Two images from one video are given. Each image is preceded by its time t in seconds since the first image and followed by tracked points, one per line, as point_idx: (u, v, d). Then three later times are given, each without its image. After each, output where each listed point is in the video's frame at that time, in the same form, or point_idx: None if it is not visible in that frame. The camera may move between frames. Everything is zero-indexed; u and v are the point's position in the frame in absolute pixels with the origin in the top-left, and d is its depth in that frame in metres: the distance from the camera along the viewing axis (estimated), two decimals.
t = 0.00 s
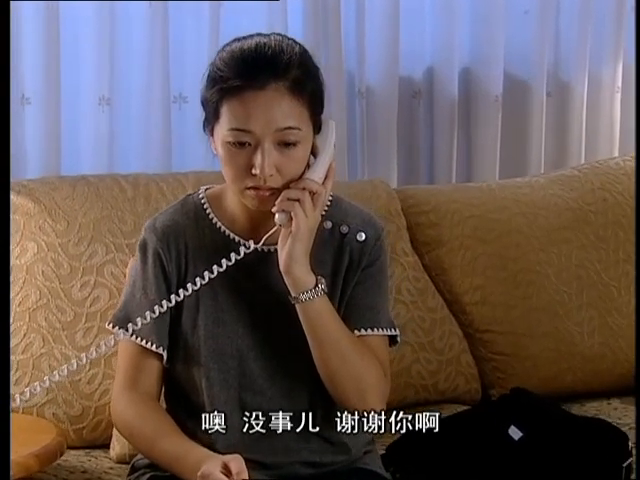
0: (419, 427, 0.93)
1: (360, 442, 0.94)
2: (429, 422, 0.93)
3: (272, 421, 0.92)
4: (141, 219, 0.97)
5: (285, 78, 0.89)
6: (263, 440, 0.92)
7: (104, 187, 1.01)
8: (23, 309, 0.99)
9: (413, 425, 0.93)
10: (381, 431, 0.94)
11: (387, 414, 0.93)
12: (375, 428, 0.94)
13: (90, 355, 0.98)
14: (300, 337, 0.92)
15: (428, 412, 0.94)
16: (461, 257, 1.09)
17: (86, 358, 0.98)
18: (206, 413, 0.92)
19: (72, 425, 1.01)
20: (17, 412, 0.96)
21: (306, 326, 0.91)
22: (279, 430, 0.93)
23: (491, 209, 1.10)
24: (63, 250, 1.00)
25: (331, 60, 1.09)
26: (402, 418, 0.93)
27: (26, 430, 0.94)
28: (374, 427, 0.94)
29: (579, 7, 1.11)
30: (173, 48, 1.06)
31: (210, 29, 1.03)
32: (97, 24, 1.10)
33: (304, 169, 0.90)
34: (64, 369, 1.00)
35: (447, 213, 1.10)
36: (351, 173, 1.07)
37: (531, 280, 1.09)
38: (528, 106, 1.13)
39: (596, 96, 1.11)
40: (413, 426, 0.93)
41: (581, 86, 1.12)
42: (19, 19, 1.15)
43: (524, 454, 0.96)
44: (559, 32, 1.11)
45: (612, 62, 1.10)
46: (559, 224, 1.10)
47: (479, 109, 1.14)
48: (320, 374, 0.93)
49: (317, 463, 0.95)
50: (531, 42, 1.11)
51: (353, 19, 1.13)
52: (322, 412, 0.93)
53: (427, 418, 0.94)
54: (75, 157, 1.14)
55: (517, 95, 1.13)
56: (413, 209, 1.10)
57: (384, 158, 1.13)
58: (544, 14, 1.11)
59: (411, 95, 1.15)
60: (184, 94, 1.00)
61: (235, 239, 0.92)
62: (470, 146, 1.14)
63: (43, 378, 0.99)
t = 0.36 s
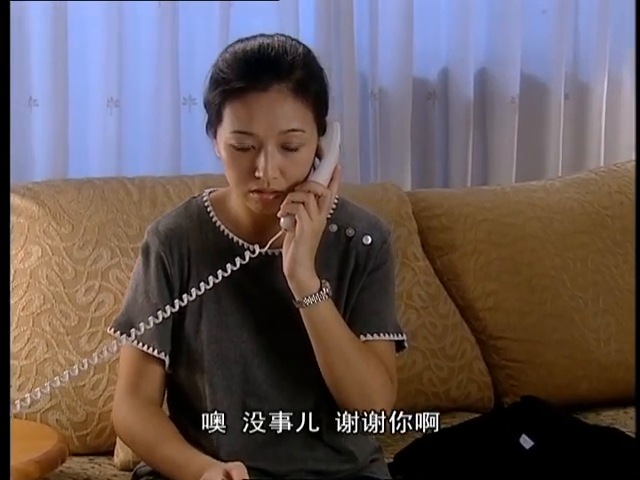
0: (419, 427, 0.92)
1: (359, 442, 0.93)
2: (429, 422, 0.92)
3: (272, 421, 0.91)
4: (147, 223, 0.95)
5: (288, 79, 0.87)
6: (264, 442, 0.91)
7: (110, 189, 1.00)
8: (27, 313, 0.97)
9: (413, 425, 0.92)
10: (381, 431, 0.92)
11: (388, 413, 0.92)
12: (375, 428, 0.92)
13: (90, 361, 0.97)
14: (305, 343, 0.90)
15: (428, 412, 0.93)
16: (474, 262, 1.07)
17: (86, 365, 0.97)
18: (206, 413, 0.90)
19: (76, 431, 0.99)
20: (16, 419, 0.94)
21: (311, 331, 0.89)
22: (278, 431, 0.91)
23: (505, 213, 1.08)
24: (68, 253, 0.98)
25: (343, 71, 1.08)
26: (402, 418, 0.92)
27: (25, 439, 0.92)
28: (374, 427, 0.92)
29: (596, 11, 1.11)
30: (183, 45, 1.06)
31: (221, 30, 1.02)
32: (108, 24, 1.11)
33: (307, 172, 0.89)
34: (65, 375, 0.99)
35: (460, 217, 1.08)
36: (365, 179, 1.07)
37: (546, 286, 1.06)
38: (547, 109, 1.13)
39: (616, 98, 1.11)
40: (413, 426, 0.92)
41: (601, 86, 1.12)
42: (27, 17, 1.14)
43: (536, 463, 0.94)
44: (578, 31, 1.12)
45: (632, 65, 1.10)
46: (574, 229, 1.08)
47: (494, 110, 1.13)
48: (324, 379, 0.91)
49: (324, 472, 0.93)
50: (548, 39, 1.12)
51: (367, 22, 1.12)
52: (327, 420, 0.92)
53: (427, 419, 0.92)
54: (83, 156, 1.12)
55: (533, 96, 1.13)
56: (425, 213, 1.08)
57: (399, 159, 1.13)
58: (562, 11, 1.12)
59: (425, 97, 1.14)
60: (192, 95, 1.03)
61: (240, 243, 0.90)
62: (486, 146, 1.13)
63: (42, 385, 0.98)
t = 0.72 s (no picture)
0: (419, 427, 0.89)
1: (360, 446, 0.90)
2: (429, 422, 0.89)
3: (272, 421, 0.88)
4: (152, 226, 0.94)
5: (291, 81, 0.85)
6: (265, 443, 0.89)
7: (115, 193, 0.99)
8: (31, 318, 0.95)
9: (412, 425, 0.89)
10: (381, 431, 0.89)
11: (388, 413, 0.89)
12: (375, 428, 0.89)
13: (89, 366, 0.96)
14: (309, 347, 0.89)
15: (428, 411, 0.90)
16: (485, 266, 1.05)
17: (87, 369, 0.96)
18: (206, 413, 0.89)
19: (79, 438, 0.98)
20: (17, 425, 0.93)
21: (315, 338, 0.88)
22: (278, 431, 0.89)
23: (518, 217, 1.06)
24: (72, 257, 0.97)
25: (355, 75, 1.08)
26: (402, 418, 0.89)
27: (27, 444, 0.92)
28: (374, 427, 0.89)
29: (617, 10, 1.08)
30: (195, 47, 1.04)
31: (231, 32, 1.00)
32: (117, 26, 1.09)
33: (312, 176, 0.87)
34: (62, 380, 0.97)
35: (471, 221, 1.06)
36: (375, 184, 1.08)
37: (560, 291, 1.04)
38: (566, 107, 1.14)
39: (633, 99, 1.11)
40: (413, 426, 0.89)
41: (620, 88, 1.12)
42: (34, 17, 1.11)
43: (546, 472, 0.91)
44: (597, 30, 1.10)
45: None
46: (589, 234, 1.05)
47: (511, 112, 1.14)
48: (327, 384, 0.89)
49: None
50: (568, 39, 1.12)
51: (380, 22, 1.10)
52: (332, 429, 0.89)
53: (427, 418, 0.90)
54: (92, 157, 1.11)
55: (551, 95, 1.14)
56: (438, 217, 1.06)
57: (411, 159, 1.11)
58: (579, 12, 1.10)
59: (440, 99, 1.13)
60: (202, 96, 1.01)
61: (243, 247, 0.89)
62: (501, 149, 1.13)
63: (42, 390, 0.96)
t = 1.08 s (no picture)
0: (419, 427, 0.88)
1: (365, 454, 0.88)
2: (429, 422, 0.88)
3: (272, 421, 0.87)
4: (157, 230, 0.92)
5: (294, 82, 0.84)
6: (264, 443, 0.88)
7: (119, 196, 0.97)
8: (32, 324, 0.94)
9: (412, 424, 0.88)
10: (381, 431, 0.88)
11: (388, 413, 0.88)
12: (375, 428, 0.88)
13: (89, 371, 0.95)
14: (312, 353, 0.87)
15: (427, 411, 0.89)
16: (497, 272, 1.03)
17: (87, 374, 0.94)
18: (206, 413, 0.88)
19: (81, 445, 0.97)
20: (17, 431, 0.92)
21: (318, 343, 0.87)
22: (278, 431, 0.87)
23: (530, 222, 1.04)
24: (74, 262, 0.95)
25: (366, 76, 1.03)
26: (402, 418, 0.88)
27: (27, 452, 0.91)
28: (374, 427, 0.88)
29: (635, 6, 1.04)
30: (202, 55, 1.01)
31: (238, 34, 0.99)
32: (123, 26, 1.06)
33: (315, 179, 0.86)
34: (62, 386, 0.95)
35: (482, 226, 1.04)
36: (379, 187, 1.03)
37: (573, 298, 1.02)
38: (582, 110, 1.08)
39: None
40: (413, 426, 0.88)
41: None
42: (39, 17, 1.09)
43: None
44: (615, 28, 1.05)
45: None
46: (603, 238, 1.03)
47: (526, 113, 1.08)
48: (330, 389, 0.88)
49: None
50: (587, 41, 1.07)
51: (391, 20, 1.06)
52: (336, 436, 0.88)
53: (427, 418, 0.88)
54: (98, 160, 1.10)
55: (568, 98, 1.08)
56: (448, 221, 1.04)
57: (424, 160, 1.07)
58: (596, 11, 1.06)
59: (453, 101, 1.08)
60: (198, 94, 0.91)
61: (245, 252, 0.87)
62: (516, 150, 1.08)
63: (41, 396, 0.95)
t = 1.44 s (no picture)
0: (419, 427, 0.86)
1: (369, 462, 0.87)
2: (429, 422, 0.86)
3: (272, 421, 0.85)
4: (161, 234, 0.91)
5: (301, 83, 0.82)
6: (265, 443, 0.85)
7: (122, 200, 0.95)
8: (34, 329, 0.93)
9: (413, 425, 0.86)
10: (381, 431, 0.86)
11: (388, 413, 0.86)
12: (375, 428, 0.86)
13: (89, 376, 0.93)
14: (316, 357, 0.85)
15: (428, 411, 0.86)
16: (508, 278, 1.01)
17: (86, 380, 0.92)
18: (206, 412, 0.85)
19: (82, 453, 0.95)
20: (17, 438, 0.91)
21: (323, 349, 0.85)
22: (278, 430, 0.85)
23: (544, 226, 1.01)
24: (77, 266, 0.94)
25: (378, 77, 1.01)
26: (402, 418, 0.86)
27: (27, 458, 0.89)
28: (374, 428, 0.86)
29: None
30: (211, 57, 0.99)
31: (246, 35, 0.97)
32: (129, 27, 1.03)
33: (323, 182, 0.84)
34: (61, 392, 0.93)
35: (494, 231, 1.02)
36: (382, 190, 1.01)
37: (586, 304, 0.99)
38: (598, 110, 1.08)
39: None
40: (413, 426, 0.86)
41: None
42: (44, 20, 1.08)
43: None
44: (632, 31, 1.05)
45: None
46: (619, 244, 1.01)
47: (541, 116, 1.08)
48: (334, 394, 0.85)
49: None
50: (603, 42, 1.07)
51: (403, 21, 1.04)
52: (340, 444, 0.86)
53: (427, 418, 0.86)
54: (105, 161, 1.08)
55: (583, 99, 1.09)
56: (458, 226, 1.02)
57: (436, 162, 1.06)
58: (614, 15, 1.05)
59: (467, 103, 1.07)
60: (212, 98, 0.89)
61: (250, 256, 0.85)
62: (532, 153, 1.08)
63: (40, 401, 0.93)
